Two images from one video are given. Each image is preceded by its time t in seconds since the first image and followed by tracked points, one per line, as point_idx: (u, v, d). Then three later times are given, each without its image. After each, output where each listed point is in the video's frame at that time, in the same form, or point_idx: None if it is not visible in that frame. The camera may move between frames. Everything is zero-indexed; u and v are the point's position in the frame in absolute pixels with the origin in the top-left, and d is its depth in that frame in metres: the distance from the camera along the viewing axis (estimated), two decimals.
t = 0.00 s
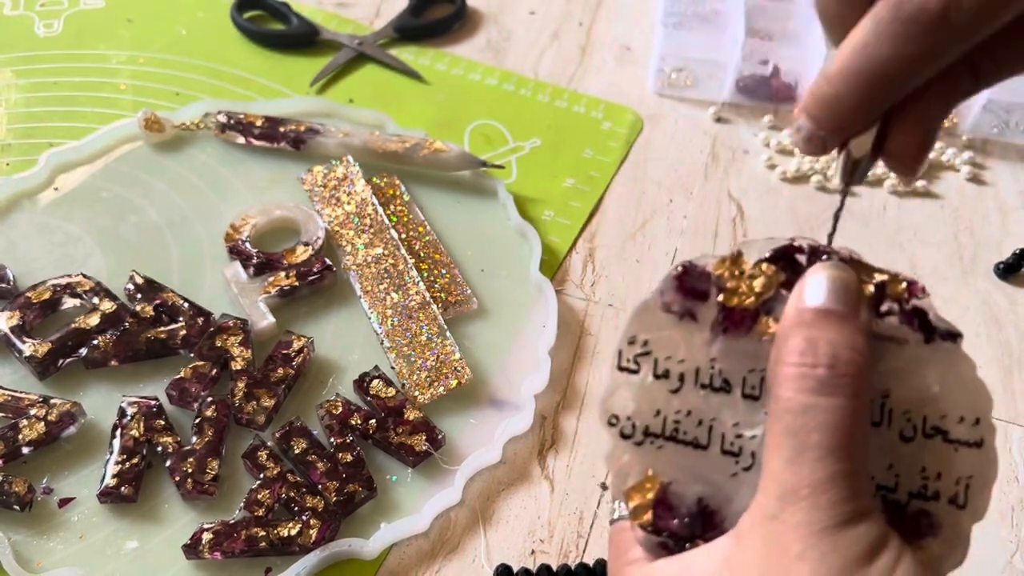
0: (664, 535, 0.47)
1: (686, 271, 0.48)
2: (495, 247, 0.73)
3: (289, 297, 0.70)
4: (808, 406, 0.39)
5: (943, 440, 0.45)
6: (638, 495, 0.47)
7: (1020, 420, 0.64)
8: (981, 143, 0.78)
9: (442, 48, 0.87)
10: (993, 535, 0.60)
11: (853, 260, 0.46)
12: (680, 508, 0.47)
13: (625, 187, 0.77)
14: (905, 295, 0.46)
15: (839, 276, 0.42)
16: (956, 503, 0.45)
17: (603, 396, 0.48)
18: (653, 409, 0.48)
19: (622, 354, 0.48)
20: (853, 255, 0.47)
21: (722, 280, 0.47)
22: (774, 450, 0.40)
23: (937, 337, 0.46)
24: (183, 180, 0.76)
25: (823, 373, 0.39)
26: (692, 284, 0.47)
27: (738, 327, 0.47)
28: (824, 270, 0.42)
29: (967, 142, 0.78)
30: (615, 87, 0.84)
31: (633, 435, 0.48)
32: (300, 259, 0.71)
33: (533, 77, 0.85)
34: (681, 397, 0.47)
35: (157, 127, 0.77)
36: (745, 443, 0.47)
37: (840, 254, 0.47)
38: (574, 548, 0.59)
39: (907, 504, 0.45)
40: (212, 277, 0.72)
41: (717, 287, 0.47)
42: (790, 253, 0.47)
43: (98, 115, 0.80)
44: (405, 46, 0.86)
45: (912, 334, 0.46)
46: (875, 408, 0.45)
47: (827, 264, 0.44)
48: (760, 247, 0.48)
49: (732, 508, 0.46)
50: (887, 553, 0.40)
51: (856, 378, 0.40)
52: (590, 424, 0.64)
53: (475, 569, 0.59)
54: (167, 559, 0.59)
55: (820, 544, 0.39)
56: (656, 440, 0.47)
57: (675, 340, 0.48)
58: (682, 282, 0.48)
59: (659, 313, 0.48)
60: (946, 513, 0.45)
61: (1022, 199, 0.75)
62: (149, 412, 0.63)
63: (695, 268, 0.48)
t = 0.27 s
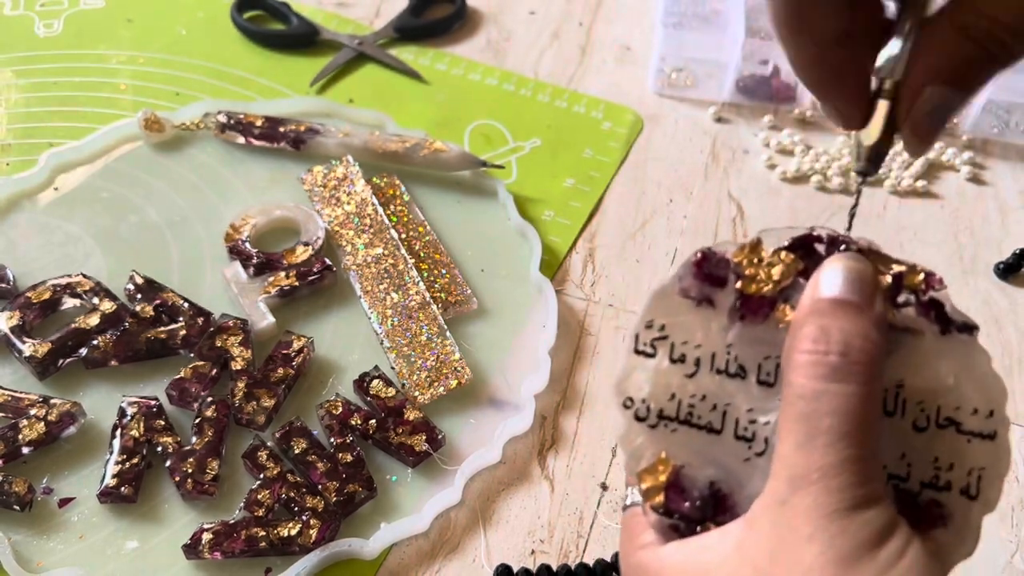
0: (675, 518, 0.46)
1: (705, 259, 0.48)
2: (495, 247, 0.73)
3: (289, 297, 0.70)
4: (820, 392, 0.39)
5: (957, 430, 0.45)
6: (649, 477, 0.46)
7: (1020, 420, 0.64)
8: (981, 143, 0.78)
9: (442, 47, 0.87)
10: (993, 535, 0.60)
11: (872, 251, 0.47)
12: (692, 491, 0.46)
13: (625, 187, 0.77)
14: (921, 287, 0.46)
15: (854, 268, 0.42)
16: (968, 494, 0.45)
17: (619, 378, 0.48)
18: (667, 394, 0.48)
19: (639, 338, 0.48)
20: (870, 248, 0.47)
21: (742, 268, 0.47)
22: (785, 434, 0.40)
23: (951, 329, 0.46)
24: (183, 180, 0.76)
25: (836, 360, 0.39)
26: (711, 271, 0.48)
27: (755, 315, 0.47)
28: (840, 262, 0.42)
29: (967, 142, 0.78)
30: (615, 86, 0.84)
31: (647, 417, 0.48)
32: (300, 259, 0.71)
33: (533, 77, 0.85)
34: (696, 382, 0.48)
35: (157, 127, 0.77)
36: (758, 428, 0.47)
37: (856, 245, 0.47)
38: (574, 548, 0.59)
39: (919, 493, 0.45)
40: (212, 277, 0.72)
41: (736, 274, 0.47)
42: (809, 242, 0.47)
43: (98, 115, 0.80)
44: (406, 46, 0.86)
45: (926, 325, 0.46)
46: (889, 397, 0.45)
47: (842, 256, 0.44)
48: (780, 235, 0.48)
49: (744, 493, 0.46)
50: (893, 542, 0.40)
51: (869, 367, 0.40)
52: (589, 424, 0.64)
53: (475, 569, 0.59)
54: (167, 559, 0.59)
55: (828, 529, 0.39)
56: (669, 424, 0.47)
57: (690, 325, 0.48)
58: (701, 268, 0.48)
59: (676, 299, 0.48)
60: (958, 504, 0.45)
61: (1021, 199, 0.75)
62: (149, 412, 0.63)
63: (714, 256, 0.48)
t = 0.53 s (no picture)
0: (655, 535, 0.46)
1: (683, 267, 0.48)
2: (495, 247, 0.73)
3: (289, 296, 0.70)
4: (806, 405, 0.39)
5: (939, 443, 0.45)
6: (628, 495, 0.47)
7: (1020, 420, 0.64)
8: (981, 143, 0.78)
9: (442, 47, 0.87)
10: (993, 535, 0.60)
11: (853, 260, 0.47)
12: (671, 508, 0.47)
13: (625, 187, 0.77)
14: (903, 296, 0.47)
15: (839, 273, 0.42)
16: (951, 508, 0.45)
17: (597, 392, 0.48)
18: (646, 407, 0.48)
19: (616, 350, 0.48)
20: (851, 256, 0.47)
21: (721, 276, 0.48)
22: (772, 448, 0.40)
23: (933, 339, 0.46)
24: (182, 180, 0.76)
25: (822, 371, 0.39)
26: (689, 279, 0.48)
27: (735, 325, 0.47)
28: (825, 267, 0.42)
29: (967, 142, 0.78)
30: (615, 86, 0.84)
31: (626, 432, 0.48)
32: (300, 259, 0.71)
33: (533, 77, 0.85)
34: (674, 395, 0.47)
35: (157, 127, 0.77)
36: (739, 442, 0.46)
37: (838, 253, 0.47)
38: (574, 548, 0.59)
39: (902, 507, 0.45)
40: (212, 277, 0.72)
41: (716, 283, 0.48)
42: (789, 251, 0.48)
43: (98, 115, 0.80)
44: (406, 46, 0.86)
45: (908, 336, 0.46)
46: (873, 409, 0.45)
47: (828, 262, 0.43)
48: (760, 244, 0.49)
49: (725, 509, 0.46)
50: (884, 551, 0.39)
51: (854, 377, 0.39)
52: (589, 424, 0.64)
53: (475, 569, 0.59)
54: (167, 559, 0.59)
55: (817, 544, 0.39)
56: (648, 438, 0.47)
57: (670, 336, 0.48)
58: (679, 277, 0.48)
59: (654, 309, 0.48)
60: (942, 518, 0.45)
61: (1021, 198, 0.75)
62: (149, 411, 0.63)
63: (693, 266, 0.48)
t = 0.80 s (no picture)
0: (659, 544, 0.47)
1: (675, 270, 0.47)
2: (495, 247, 0.73)
3: (289, 297, 0.70)
4: (808, 409, 0.39)
5: (945, 436, 0.45)
6: (630, 504, 0.47)
7: (1020, 420, 0.64)
8: (981, 143, 0.78)
9: (442, 48, 0.87)
10: (993, 535, 0.60)
11: (849, 252, 0.46)
12: (675, 516, 0.46)
13: (625, 187, 0.77)
14: (903, 288, 0.46)
15: (836, 272, 0.41)
16: (959, 502, 0.45)
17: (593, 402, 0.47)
18: (644, 415, 0.47)
19: (610, 358, 0.47)
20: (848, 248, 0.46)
21: (713, 278, 0.46)
22: (774, 452, 0.40)
23: (935, 330, 0.46)
24: (182, 180, 0.76)
25: (822, 373, 0.39)
26: (682, 283, 0.46)
27: (730, 326, 0.46)
28: (820, 266, 0.42)
29: (966, 142, 0.78)
30: (615, 86, 0.84)
31: (624, 441, 0.47)
32: (299, 259, 0.71)
33: (533, 77, 0.85)
34: (672, 401, 0.47)
35: (157, 127, 0.77)
36: (740, 446, 0.46)
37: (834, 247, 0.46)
38: (574, 548, 0.59)
39: (909, 503, 0.45)
40: (212, 278, 0.72)
41: (709, 285, 0.46)
42: (783, 247, 0.46)
43: (98, 115, 0.80)
44: (405, 46, 0.86)
45: (910, 327, 0.46)
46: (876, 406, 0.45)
47: (822, 259, 0.43)
48: (753, 241, 0.47)
49: (726, 507, 0.46)
50: (888, 556, 0.40)
51: (854, 377, 0.39)
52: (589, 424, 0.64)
53: (475, 569, 0.59)
54: (166, 559, 0.59)
55: (820, 549, 0.39)
56: (648, 446, 0.47)
57: (664, 340, 0.46)
58: (671, 279, 0.46)
59: (648, 314, 0.47)
60: (949, 511, 0.45)
61: (1021, 198, 0.75)
62: (149, 412, 0.63)
63: (684, 267, 0.47)
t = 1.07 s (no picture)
0: (679, 527, 0.46)
1: (703, 266, 0.48)
2: (495, 247, 0.73)
3: (289, 297, 0.70)
4: (822, 395, 0.39)
5: (961, 432, 0.45)
6: (651, 487, 0.47)
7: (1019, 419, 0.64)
8: (981, 143, 0.78)
9: (442, 48, 0.87)
10: (992, 534, 0.60)
11: (869, 252, 0.47)
12: (694, 500, 0.46)
13: (625, 187, 0.77)
14: (920, 288, 0.46)
15: (853, 267, 0.42)
16: (976, 497, 0.45)
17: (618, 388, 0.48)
18: (667, 402, 0.48)
19: (638, 347, 0.48)
20: (867, 249, 0.47)
21: (739, 274, 0.47)
22: (789, 436, 0.40)
23: (952, 330, 0.46)
24: (182, 180, 0.76)
25: (837, 362, 0.39)
26: (708, 278, 0.48)
27: (756, 320, 0.47)
28: (840, 262, 0.42)
29: (966, 142, 0.78)
30: (615, 86, 0.84)
31: (648, 427, 0.48)
32: (300, 259, 0.71)
33: (533, 77, 0.85)
34: (696, 389, 0.48)
35: (157, 127, 0.77)
36: (760, 435, 0.47)
37: (854, 247, 0.47)
38: (574, 548, 0.59)
39: (925, 496, 0.45)
40: (212, 278, 0.72)
41: (734, 280, 0.47)
42: (807, 247, 0.48)
43: (98, 115, 0.80)
44: (405, 46, 0.86)
45: (928, 328, 0.46)
46: (894, 401, 0.45)
47: (841, 256, 0.43)
48: (776, 240, 0.49)
49: (726, 504, 0.46)
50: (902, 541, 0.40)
51: (870, 367, 0.39)
52: (589, 424, 0.64)
53: (475, 569, 0.59)
54: (166, 559, 0.59)
55: (836, 532, 0.39)
56: (671, 432, 0.47)
57: (690, 333, 0.48)
58: (698, 276, 0.48)
59: (675, 306, 0.48)
60: (965, 507, 0.45)
61: (1021, 198, 0.76)
62: (150, 412, 0.63)
63: (711, 263, 0.48)
